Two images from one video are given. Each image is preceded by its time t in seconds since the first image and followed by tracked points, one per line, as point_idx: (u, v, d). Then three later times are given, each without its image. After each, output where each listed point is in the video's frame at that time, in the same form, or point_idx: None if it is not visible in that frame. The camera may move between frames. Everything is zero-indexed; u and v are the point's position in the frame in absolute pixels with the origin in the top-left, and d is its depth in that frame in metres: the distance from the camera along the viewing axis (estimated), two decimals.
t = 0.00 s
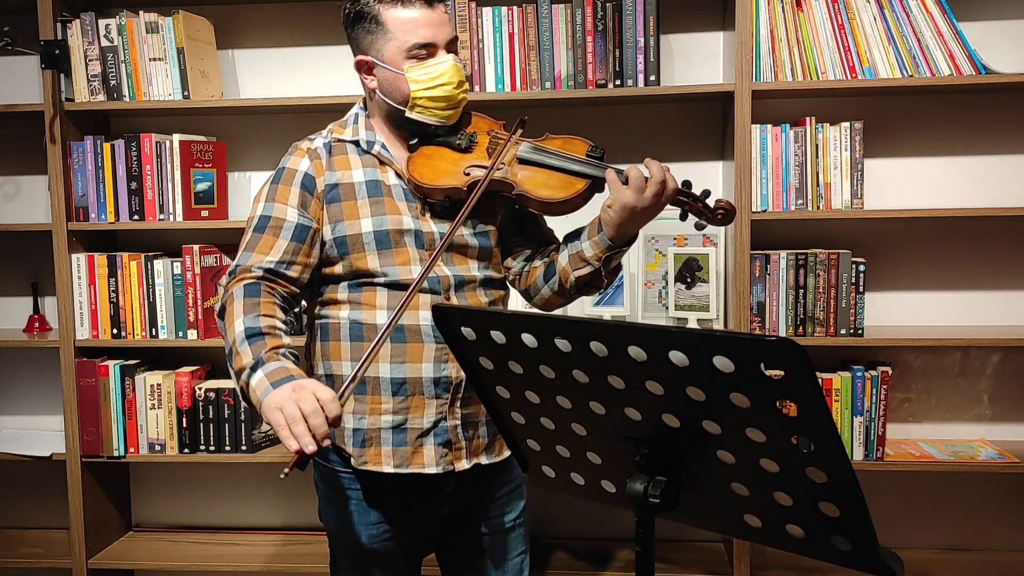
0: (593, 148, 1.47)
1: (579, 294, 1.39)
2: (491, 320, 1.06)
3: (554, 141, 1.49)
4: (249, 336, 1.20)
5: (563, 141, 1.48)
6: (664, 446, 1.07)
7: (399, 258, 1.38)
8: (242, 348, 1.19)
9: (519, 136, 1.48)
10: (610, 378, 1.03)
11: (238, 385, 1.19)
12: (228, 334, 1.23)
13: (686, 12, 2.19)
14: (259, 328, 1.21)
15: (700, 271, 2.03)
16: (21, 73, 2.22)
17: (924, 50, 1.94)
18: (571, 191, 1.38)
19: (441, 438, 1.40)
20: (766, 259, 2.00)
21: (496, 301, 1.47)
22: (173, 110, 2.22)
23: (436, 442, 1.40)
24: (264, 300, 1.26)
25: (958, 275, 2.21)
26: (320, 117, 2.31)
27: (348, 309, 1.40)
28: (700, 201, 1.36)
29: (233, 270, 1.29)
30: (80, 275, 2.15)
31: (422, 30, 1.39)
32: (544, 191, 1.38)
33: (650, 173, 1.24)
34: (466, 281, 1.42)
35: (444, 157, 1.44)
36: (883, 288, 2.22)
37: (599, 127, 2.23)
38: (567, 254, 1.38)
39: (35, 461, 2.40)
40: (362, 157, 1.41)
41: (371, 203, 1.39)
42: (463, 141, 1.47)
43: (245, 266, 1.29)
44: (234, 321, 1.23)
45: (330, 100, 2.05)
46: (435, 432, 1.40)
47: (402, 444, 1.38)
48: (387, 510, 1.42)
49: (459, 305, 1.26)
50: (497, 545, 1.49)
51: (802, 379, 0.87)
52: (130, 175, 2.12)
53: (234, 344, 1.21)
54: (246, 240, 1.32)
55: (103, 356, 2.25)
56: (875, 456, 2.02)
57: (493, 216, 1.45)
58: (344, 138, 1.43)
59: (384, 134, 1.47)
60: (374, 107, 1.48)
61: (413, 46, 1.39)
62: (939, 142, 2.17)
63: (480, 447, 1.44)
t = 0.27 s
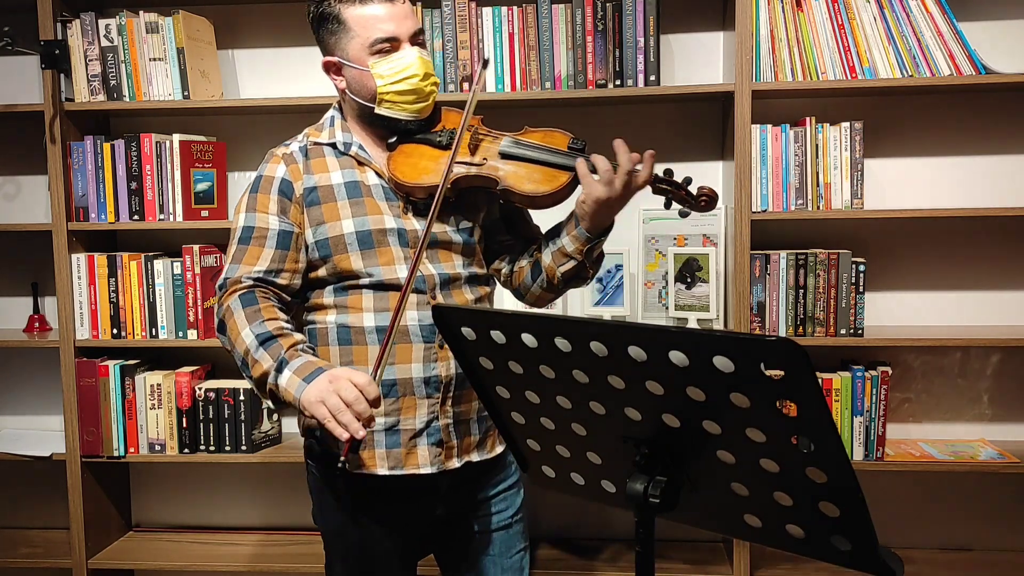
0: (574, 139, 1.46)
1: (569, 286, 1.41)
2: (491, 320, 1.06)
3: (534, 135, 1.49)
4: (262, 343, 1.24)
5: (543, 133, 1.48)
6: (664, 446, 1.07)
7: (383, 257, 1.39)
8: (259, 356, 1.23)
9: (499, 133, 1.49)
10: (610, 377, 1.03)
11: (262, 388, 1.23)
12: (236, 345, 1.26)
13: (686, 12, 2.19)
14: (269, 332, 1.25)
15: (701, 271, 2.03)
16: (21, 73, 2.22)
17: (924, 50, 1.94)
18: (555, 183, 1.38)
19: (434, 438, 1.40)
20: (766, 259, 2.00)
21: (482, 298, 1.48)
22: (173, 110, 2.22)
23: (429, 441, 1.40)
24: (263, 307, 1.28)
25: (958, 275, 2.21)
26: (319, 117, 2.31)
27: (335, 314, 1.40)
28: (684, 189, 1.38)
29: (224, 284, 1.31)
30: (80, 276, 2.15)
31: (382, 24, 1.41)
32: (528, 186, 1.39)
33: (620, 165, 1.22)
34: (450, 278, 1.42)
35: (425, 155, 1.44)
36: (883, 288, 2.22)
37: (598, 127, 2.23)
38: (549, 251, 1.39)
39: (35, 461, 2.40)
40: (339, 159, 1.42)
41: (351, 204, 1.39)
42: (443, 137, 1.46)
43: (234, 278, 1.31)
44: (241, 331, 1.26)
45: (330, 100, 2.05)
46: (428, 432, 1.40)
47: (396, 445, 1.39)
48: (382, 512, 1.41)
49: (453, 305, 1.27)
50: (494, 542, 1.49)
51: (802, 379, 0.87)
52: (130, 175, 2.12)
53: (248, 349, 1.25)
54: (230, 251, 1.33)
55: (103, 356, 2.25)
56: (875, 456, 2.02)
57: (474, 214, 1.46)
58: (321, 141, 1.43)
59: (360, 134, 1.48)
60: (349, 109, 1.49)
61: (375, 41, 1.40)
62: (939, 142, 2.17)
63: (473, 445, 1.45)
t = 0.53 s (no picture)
0: (563, 142, 1.48)
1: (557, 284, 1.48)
2: (491, 319, 1.06)
3: (523, 137, 1.51)
4: (252, 367, 1.30)
5: (533, 135, 1.50)
6: (664, 446, 1.07)
7: (373, 256, 1.39)
8: (250, 380, 1.30)
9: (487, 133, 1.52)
10: (610, 377, 1.03)
11: (252, 410, 1.31)
12: (227, 361, 1.31)
13: (686, 12, 2.19)
14: (260, 357, 1.30)
15: (701, 271, 2.03)
16: (21, 73, 2.22)
17: (924, 50, 1.94)
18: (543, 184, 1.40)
19: (432, 432, 1.41)
20: (766, 259, 2.00)
21: (475, 291, 1.48)
22: (173, 110, 2.23)
23: (428, 436, 1.41)
24: (253, 325, 1.31)
25: (958, 275, 2.21)
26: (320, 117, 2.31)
27: (327, 313, 1.40)
28: (670, 189, 1.45)
29: (212, 292, 1.33)
30: (80, 276, 2.15)
31: (367, 34, 1.40)
32: (519, 187, 1.40)
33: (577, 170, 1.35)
34: (443, 272, 1.41)
35: (415, 155, 1.47)
36: (883, 288, 2.22)
37: (598, 127, 2.23)
38: (531, 258, 1.47)
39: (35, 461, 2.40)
40: (325, 160, 1.41)
41: (338, 204, 1.38)
42: (434, 138, 1.50)
43: (222, 288, 1.32)
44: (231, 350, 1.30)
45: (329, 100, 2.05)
46: (425, 425, 1.41)
47: (395, 442, 1.38)
48: (383, 512, 1.40)
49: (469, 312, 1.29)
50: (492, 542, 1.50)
51: (803, 379, 0.87)
52: (130, 175, 2.12)
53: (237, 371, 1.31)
54: (216, 258, 1.34)
55: (103, 356, 2.25)
56: (875, 456, 2.02)
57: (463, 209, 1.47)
58: (306, 143, 1.42)
59: (345, 134, 1.49)
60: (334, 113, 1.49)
61: (359, 50, 1.40)
62: (939, 142, 2.17)
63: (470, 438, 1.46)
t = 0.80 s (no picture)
0: (562, 142, 1.48)
1: (553, 285, 1.48)
2: (491, 320, 1.06)
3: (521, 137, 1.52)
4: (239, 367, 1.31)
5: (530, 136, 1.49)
6: (665, 446, 1.07)
7: (369, 258, 1.39)
8: (235, 379, 1.30)
9: (486, 135, 1.51)
10: (610, 377, 1.03)
11: (234, 409, 1.32)
12: (213, 358, 1.31)
13: (686, 12, 2.19)
14: (247, 358, 1.31)
15: (701, 271, 2.03)
16: (21, 73, 2.22)
17: (924, 50, 1.94)
18: (544, 186, 1.40)
19: (428, 435, 1.41)
20: (766, 259, 2.00)
21: (471, 294, 1.47)
22: (173, 110, 2.22)
23: (423, 438, 1.40)
24: (242, 325, 1.32)
25: (958, 275, 2.21)
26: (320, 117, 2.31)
27: (324, 315, 1.40)
28: (669, 190, 1.45)
29: (204, 287, 1.32)
30: (80, 276, 2.15)
31: (368, 34, 1.40)
32: (516, 187, 1.39)
33: (581, 169, 1.36)
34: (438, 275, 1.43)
35: (413, 156, 1.46)
36: (883, 288, 2.22)
37: (598, 127, 2.23)
38: (527, 257, 1.46)
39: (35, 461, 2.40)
40: (324, 160, 1.41)
41: (336, 205, 1.39)
42: (432, 139, 1.49)
43: (213, 283, 1.32)
44: (218, 348, 1.30)
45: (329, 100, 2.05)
46: (421, 428, 1.40)
47: (389, 444, 1.38)
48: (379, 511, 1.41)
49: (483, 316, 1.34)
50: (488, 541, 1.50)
51: (803, 379, 0.87)
52: (130, 175, 2.12)
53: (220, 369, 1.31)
54: (209, 253, 1.34)
55: (103, 356, 2.25)
56: (875, 456, 2.02)
57: (460, 212, 1.48)
58: (305, 142, 1.42)
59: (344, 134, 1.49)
60: (334, 112, 1.49)
61: (360, 50, 1.40)
62: (939, 142, 2.17)
63: (465, 441, 1.46)
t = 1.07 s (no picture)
0: (560, 148, 1.49)
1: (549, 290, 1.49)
2: (491, 320, 1.06)
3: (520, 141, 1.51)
4: (249, 368, 1.30)
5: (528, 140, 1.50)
6: (664, 446, 1.07)
7: (374, 262, 1.39)
8: (245, 381, 1.30)
9: (484, 139, 1.50)
10: (610, 377, 1.03)
11: (245, 411, 1.32)
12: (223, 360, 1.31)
13: (686, 12, 2.19)
14: (256, 359, 1.30)
15: (701, 271, 2.03)
16: (21, 73, 2.22)
17: (924, 50, 1.94)
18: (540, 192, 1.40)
19: (435, 437, 1.41)
20: (766, 259, 2.00)
21: (475, 297, 1.48)
22: (173, 110, 2.22)
23: (431, 440, 1.41)
24: (250, 327, 1.32)
25: (958, 274, 2.21)
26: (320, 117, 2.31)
27: (329, 318, 1.40)
28: (666, 203, 1.45)
29: (211, 289, 1.32)
30: (80, 276, 2.15)
31: (374, 32, 1.41)
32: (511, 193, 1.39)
33: (574, 179, 1.34)
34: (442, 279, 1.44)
35: (410, 158, 1.45)
36: (883, 288, 2.22)
37: (598, 127, 2.23)
38: (522, 261, 1.46)
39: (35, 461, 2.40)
40: (328, 161, 1.41)
41: (341, 207, 1.38)
42: (429, 142, 1.48)
43: (221, 287, 1.32)
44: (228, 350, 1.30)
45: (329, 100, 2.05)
46: (428, 431, 1.41)
47: (397, 446, 1.39)
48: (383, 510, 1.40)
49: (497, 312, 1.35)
50: (492, 537, 1.50)
51: (803, 379, 0.87)
52: (130, 175, 2.12)
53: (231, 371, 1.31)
54: (215, 256, 1.34)
55: (103, 356, 2.25)
56: (875, 456, 2.02)
57: (460, 214, 1.47)
58: (309, 143, 1.42)
59: (348, 135, 1.49)
60: (337, 112, 1.49)
61: (366, 48, 1.40)
62: (939, 142, 2.17)
63: (472, 441, 1.46)
